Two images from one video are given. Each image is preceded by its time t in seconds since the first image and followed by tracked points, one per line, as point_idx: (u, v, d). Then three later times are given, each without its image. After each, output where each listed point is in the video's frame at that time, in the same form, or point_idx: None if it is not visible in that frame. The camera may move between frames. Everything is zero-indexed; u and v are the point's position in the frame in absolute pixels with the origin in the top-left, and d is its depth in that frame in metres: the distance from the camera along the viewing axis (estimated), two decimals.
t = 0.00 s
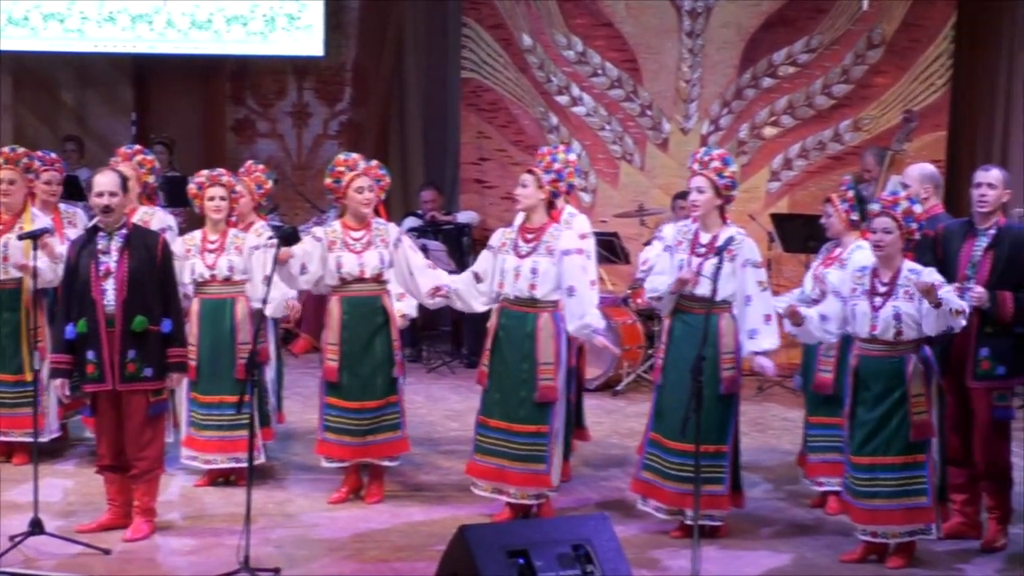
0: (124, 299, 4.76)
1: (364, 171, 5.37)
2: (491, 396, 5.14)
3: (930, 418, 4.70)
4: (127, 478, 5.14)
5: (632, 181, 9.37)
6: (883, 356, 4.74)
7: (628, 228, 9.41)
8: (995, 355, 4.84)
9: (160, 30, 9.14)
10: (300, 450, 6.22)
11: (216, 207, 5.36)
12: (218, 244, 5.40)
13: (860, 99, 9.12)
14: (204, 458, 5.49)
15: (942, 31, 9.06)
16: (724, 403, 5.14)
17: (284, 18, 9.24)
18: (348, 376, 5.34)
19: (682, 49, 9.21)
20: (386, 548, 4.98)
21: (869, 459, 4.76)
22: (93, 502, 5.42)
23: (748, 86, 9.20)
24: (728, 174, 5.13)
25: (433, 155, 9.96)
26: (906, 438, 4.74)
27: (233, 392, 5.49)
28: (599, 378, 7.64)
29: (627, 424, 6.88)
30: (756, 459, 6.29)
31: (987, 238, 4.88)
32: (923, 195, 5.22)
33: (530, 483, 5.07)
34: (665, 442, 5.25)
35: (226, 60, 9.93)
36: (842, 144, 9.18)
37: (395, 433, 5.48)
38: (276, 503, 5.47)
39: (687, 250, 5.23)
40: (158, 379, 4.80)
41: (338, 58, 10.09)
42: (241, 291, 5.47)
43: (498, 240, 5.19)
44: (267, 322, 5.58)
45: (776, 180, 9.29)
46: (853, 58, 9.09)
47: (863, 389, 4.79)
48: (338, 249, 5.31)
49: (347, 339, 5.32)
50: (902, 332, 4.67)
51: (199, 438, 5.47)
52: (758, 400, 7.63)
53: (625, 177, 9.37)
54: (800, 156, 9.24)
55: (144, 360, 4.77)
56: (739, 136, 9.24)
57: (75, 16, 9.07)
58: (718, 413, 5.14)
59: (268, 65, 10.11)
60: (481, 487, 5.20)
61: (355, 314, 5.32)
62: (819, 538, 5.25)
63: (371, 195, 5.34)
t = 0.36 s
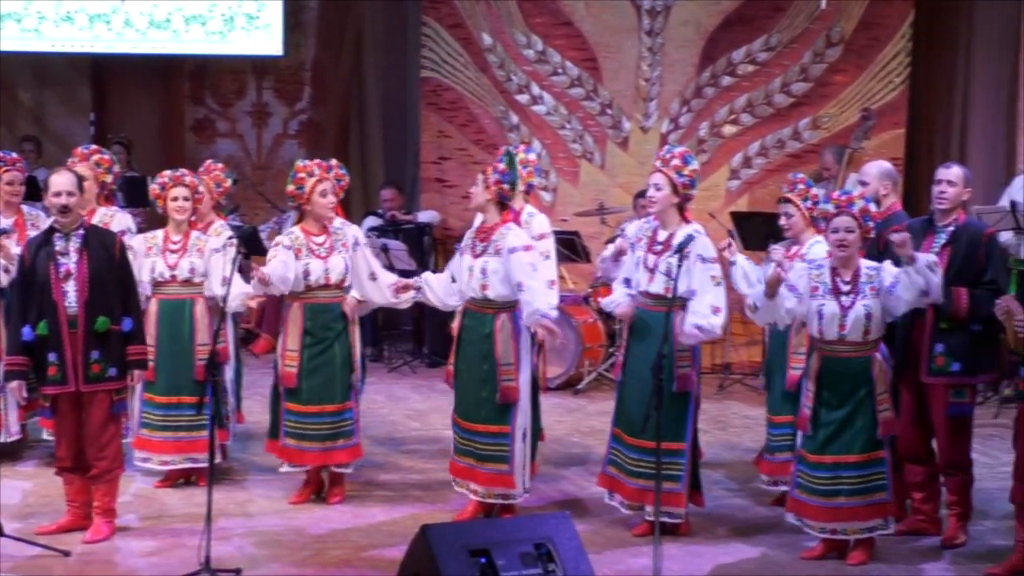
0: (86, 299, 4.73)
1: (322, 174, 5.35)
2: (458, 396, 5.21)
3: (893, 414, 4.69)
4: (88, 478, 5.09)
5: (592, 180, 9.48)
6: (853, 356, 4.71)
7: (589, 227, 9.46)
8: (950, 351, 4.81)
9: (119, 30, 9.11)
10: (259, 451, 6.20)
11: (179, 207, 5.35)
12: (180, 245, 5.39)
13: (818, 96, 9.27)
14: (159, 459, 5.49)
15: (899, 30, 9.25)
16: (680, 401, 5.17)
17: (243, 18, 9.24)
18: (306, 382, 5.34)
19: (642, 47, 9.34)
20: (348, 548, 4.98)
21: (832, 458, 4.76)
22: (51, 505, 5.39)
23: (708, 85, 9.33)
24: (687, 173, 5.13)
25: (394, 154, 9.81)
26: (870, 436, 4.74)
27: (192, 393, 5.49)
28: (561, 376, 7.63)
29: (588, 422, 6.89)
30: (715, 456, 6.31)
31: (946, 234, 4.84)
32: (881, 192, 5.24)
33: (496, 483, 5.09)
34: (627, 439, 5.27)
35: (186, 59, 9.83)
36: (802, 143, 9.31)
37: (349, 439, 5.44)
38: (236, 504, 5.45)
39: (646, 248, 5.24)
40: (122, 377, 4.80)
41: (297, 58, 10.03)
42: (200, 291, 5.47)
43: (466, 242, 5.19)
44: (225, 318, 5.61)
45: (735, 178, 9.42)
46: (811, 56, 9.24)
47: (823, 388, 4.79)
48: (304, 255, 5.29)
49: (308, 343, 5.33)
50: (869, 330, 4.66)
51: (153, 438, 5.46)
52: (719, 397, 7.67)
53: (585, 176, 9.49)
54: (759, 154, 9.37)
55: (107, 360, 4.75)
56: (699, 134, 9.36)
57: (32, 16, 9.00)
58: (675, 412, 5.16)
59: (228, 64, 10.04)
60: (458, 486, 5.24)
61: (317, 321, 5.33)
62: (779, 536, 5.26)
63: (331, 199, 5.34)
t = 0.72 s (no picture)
0: (51, 301, 4.68)
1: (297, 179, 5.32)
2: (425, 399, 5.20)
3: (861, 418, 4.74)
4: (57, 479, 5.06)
5: (562, 179, 9.49)
6: (819, 363, 4.70)
7: (559, 226, 9.49)
8: (913, 349, 4.85)
9: (86, 28, 9.09)
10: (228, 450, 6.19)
11: (151, 210, 5.36)
12: (149, 246, 5.41)
13: (787, 95, 9.19)
14: (109, 457, 5.50)
15: (866, 30, 9.10)
16: (652, 400, 5.15)
17: (212, 17, 9.20)
18: (275, 383, 5.33)
19: (611, 46, 9.32)
20: (317, 548, 4.98)
21: (797, 459, 4.73)
22: (19, 505, 5.37)
23: (677, 84, 9.28)
24: (657, 174, 5.12)
25: (363, 155, 9.69)
26: (833, 437, 4.73)
27: (148, 396, 5.48)
28: (531, 375, 7.67)
29: (558, 421, 6.90)
30: (685, 454, 6.33)
31: (912, 233, 4.88)
32: (856, 193, 5.26)
33: (447, 488, 5.10)
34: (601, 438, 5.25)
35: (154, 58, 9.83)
36: (770, 142, 9.23)
37: (308, 443, 5.41)
38: (206, 504, 5.44)
39: (617, 249, 5.23)
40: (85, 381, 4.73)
41: (265, 57, 9.96)
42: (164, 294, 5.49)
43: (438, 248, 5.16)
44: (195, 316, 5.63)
45: (704, 177, 9.38)
46: (779, 56, 9.17)
47: (789, 391, 4.76)
48: (281, 263, 5.27)
49: (277, 345, 5.33)
50: (838, 338, 4.66)
51: (106, 437, 5.47)
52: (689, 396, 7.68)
53: (555, 175, 9.49)
54: (728, 153, 9.30)
55: (70, 361, 4.69)
56: (668, 133, 9.33)
57: None
58: (645, 412, 5.16)
59: (197, 64, 10.01)
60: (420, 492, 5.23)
61: (285, 327, 5.34)
62: (749, 534, 5.27)
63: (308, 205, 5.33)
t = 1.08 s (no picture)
0: (20, 301, 4.65)
1: (277, 173, 5.33)
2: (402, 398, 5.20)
3: (837, 411, 4.69)
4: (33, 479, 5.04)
5: (540, 178, 9.48)
6: (792, 354, 4.70)
7: (536, 224, 9.51)
8: (884, 350, 4.89)
9: (62, 27, 9.06)
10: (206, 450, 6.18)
11: (125, 210, 5.36)
12: (126, 247, 5.41)
13: (764, 95, 9.25)
14: (80, 457, 5.52)
15: (844, 29, 9.18)
16: (628, 399, 5.15)
17: (188, 15, 9.22)
18: (258, 376, 5.33)
19: (588, 46, 9.33)
20: (295, 547, 4.97)
21: (781, 453, 4.73)
22: None
23: (654, 83, 9.31)
24: (644, 175, 5.12)
25: (340, 158, 9.62)
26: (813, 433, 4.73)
27: (117, 396, 5.49)
28: (508, 375, 7.74)
29: (536, 420, 6.91)
30: (662, 453, 6.33)
31: (889, 232, 4.89)
32: (842, 190, 5.22)
33: (425, 485, 5.10)
34: (576, 438, 5.25)
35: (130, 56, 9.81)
36: (747, 141, 9.32)
37: (296, 432, 5.45)
38: (183, 504, 5.43)
39: (595, 247, 5.23)
40: (48, 385, 4.66)
41: (242, 56, 9.94)
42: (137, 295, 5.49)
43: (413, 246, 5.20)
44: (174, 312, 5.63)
45: (682, 176, 9.42)
46: (756, 56, 9.22)
47: (771, 385, 4.76)
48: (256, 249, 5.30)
49: (257, 338, 5.31)
50: (813, 330, 4.65)
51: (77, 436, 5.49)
52: (668, 395, 7.70)
53: (533, 174, 9.48)
54: (705, 152, 9.36)
55: (34, 362, 4.65)
56: (645, 133, 9.35)
57: None
58: (624, 411, 5.15)
59: (173, 63, 9.97)
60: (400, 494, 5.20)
61: (264, 317, 5.31)
62: (726, 532, 5.28)
63: (282, 199, 5.32)
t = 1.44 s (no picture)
0: None
1: (253, 170, 5.30)
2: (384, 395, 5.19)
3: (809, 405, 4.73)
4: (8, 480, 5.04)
5: (516, 176, 9.52)
6: (767, 346, 4.74)
7: (513, 223, 9.52)
8: (860, 347, 4.90)
9: (37, 26, 9.03)
10: (182, 450, 6.16)
11: (94, 204, 5.24)
12: (97, 243, 5.36)
13: (740, 94, 9.22)
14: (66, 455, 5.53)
15: (819, 29, 9.16)
16: (615, 396, 5.15)
17: (164, 14, 9.20)
18: (226, 373, 5.33)
19: (565, 45, 9.36)
20: (272, 547, 4.96)
21: (761, 447, 4.77)
22: None
23: (630, 82, 9.33)
24: (621, 174, 5.08)
25: (317, 158, 9.68)
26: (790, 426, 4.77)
27: (98, 394, 5.48)
28: (485, 373, 7.75)
29: (513, 419, 6.92)
30: (638, 452, 6.34)
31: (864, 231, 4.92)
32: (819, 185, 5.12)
33: (423, 480, 5.13)
34: (556, 439, 5.23)
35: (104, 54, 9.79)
36: (724, 140, 9.29)
37: (272, 433, 5.43)
38: (159, 504, 5.41)
39: (571, 247, 5.20)
40: (13, 385, 4.63)
41: (218, 54, 9.91)
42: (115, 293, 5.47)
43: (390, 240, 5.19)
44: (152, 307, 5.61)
45: (658, 175, 9.44)
46: (732, 55, 9.20)
47: (744, 381, 4.80)
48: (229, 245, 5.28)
49: (228, 336, 5.32)
50: (782, 320, 4.69)
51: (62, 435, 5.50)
52: (645, 393, 7.71)
53: (509, 172, 9.53)
54: (682, 151, 9.36)
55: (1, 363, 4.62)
56: (621, 131, 9.37)
57: None
58: (607, 409, 5.15)
59: (150, 60, 9.94)
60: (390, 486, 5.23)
61: (236, 313, 5.31)
62: (703, 531, 5.28)
63: (252, 195, 5.29)
